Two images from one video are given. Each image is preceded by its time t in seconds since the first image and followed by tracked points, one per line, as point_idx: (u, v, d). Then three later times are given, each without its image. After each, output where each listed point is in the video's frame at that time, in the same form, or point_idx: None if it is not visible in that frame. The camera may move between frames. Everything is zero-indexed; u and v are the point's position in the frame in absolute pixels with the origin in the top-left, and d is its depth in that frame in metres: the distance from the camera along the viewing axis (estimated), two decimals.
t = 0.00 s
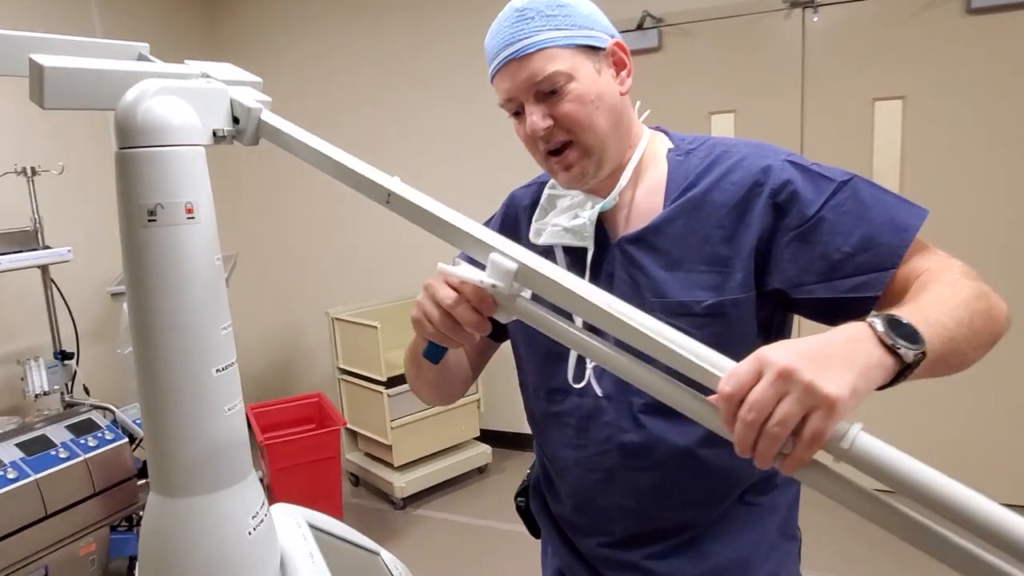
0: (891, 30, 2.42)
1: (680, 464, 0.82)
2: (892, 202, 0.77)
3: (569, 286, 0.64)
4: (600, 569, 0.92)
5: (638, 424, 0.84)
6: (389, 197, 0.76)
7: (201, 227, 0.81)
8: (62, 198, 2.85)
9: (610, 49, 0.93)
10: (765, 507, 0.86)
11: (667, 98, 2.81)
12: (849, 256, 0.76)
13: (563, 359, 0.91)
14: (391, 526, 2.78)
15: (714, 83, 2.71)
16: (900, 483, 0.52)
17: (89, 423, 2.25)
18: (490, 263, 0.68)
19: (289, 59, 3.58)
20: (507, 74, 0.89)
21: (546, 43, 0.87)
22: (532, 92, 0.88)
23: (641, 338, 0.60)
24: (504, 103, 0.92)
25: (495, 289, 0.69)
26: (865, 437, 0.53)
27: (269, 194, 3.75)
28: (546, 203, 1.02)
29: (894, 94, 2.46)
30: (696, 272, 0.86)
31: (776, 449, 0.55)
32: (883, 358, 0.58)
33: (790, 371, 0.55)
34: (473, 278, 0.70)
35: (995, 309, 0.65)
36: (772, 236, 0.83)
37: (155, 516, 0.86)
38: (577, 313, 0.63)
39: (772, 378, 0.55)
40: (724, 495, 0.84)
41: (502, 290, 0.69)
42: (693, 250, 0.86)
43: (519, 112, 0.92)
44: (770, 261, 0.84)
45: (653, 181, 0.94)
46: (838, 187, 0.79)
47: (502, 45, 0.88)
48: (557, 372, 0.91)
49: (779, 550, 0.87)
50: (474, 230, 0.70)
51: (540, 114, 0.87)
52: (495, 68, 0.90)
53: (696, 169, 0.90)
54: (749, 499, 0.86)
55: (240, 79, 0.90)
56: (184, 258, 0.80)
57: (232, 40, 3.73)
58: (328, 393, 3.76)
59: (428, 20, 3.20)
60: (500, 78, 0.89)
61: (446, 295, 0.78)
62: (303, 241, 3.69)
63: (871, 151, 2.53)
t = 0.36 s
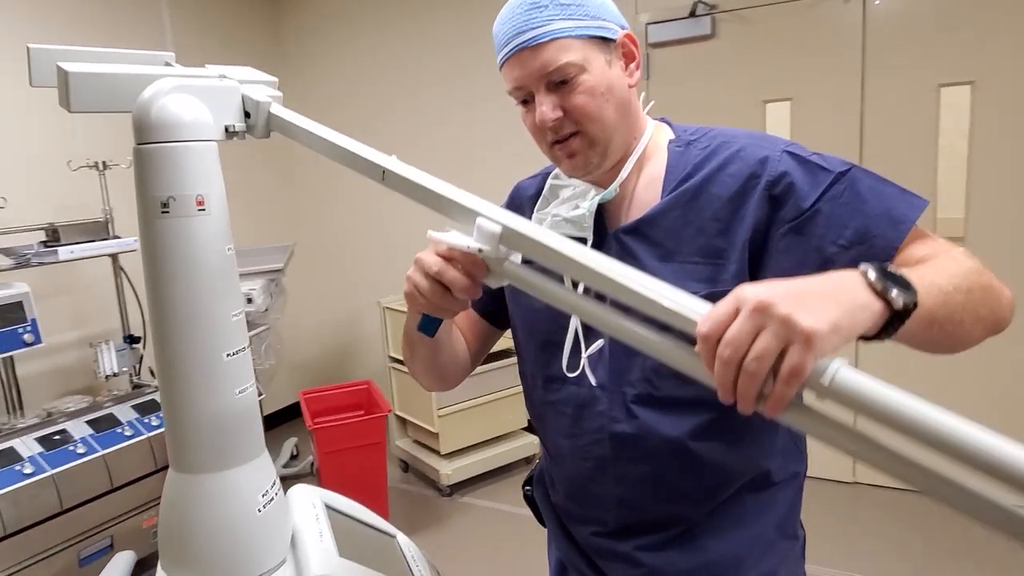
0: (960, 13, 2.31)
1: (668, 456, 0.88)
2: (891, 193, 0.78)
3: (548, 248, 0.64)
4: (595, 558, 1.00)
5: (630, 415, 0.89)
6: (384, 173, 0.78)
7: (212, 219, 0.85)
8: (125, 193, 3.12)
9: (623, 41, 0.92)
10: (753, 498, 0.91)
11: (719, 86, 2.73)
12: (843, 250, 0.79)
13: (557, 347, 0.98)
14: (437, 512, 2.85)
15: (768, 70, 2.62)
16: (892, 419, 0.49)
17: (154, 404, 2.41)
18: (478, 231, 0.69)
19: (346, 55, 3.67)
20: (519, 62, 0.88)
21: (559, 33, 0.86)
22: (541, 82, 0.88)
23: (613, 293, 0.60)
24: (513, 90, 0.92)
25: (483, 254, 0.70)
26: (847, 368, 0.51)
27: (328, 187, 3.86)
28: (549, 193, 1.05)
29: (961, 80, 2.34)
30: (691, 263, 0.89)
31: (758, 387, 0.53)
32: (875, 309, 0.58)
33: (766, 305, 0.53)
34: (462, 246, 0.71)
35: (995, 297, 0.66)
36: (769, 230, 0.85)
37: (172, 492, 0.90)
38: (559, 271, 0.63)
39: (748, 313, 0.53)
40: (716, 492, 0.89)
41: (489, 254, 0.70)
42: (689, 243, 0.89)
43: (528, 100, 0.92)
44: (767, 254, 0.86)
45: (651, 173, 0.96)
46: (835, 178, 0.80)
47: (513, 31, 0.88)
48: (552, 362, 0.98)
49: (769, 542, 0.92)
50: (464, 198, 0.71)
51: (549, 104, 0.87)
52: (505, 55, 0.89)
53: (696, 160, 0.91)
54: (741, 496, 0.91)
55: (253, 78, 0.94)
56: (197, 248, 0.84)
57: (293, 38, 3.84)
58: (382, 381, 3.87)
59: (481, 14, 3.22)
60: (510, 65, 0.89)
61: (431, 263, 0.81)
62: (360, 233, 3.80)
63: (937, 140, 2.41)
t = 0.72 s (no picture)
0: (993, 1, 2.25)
1: (690, 431, 0.90)
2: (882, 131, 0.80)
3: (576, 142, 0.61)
4: (611, 545, 1.02)
5: (648, 395, 0.92)
6: (399, 124, 0.78)
7: (224, 217, 0.88)
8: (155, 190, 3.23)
9: (620, 41, 0.96)
10: (769, 480, 0.93)
11: (743, 80, 2.70)
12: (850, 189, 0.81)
13: (572, 337, 0.99)
14: (460, 506, 2.87)
15: (793, 64, 2.59)
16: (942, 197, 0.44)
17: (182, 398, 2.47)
18: (495, 143, 0.67)
19: (372, 53, 3.71)
20: (529, 55, 0.89)
21: (568, 26, 0.88)
22: (555, 72, 0.89)
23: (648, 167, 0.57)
24: (519, 85, 0.92)
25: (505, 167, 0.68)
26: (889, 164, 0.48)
27: (353, 185, 3.91)
28: (550, 190, 1.03)
29: (993, 71, 2.28)
30: (701, 237, 0.91)
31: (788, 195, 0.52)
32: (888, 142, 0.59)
33: (798, 122, 0.55)
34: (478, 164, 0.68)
35: None
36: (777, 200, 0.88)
37: (188, 481, 0.93)
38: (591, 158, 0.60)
39: (785, 130, 0.55)
40: (734, 470, 0.91)
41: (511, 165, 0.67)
42: (699, 218, 0.92)
43: (534, 94, 0.92)
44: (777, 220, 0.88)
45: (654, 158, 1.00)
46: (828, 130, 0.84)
47: (523, 24, 0.88)
48: (565, 351, 1.00)
49: (784, 518, 0.94)
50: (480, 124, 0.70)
51: (561, 93, 0.88)
52: (512, 50, 0.90)
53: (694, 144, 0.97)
54: (758, 477, 0.93)
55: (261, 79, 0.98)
56: (210, 245, 0.87)
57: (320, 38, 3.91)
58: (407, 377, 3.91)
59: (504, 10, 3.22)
60: (519, 57, 0.90)
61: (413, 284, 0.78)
62: (385, 230, 3.84)
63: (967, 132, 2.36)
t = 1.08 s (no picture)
0: (986, 10, 2.29)
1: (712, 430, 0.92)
2: (856, 125, 0.86)
3: (581, 97, 0.63)
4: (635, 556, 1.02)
5: (668, 399, 0.93)
6: (405, 109, 0.80)
7: (230, 229, 0.89)
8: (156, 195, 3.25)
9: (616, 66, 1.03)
10: (787, 472, 0.95)
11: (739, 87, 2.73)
12: (836, 170, 0.84)
13: (587, 355, 0.99)
14: (460, 511, 2.88)
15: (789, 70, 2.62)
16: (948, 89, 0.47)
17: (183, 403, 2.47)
18: (506, 109, 0.69)
19: (371, 59, 3.73)
20: (552, 66, 0.93)
21: (584, 42, 0.94)
22: (578, 83, 0.93)
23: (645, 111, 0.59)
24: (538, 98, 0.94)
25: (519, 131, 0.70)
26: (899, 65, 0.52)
27: (352, 190, 3.92)
28: (548, 215, 1.06)
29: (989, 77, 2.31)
30: (701, 239, 0.93)
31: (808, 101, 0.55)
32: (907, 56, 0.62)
33: (814, 34, 0.58)
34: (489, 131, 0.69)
35: (1011, 146, 0.75)
36: (772, 195, 0.90)
37: (195, 490, 0.94)
38: (598, 106, 0.60)
39: (800, 43, 0.58)
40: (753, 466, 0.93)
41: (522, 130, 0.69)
42: (698, 224, 0.94)
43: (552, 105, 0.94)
44: (773, 214, 0.90)
45: (649, 176, 1.03)
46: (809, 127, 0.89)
47: (543, 39, 0.93)
48: (583, 368, 1.00)
49: (800, 505, 0.97)
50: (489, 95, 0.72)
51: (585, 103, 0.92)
52: (533, 61, 0.94)
53: (684, 157, 1.00)
54: (775, 468, 0.95)
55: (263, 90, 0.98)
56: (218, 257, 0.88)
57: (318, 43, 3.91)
58: (404, 381, 3.92)
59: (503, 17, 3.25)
60: (539, 69, 0.94)
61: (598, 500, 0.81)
62: (384, 235, 3.85)
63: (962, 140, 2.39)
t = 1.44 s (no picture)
0: (921, 25, 2.41)
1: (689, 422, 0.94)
2: (798, 125, 0.92)
3: (547, 98, 0.66)
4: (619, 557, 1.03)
5: (645, 397, 0.94)
6: (370, 112, 0.81)
7: (185, 233, 0.87)
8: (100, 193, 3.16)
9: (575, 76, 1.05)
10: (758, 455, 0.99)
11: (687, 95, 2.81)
12: (788, 167, 0.90)
13: (568, 365, 0.99)
14: (414, 514, 2.87)
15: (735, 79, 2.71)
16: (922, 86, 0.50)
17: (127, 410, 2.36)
18: (471, 110, 0.71)
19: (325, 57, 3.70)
20: (507, 81, 0.95)
21: (539, 56, 0.96)
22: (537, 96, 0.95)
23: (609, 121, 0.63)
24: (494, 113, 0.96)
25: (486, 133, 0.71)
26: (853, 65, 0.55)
27: (303, 190, 3.86)
28: (513, 228, 1.06)
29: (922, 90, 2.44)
30: (667, 242, 0.96)
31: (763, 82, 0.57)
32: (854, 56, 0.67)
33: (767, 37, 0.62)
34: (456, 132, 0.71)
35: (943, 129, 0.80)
36: (730, 197, 0.95)
37: (150, 500, 0.92)
38: (575, 110, 0.63)
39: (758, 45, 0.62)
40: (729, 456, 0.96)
41: (491, 131, 0.71)
42: (664, 227, 0.97)
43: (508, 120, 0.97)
44: (731, 213, 0.95)
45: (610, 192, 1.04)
46: (756, 129, 0.95)
47: (500, 54, 0.95)
48: (562, 377, 0.99)
49: (773, 487, 1.01)
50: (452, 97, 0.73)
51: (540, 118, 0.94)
52: (489, 77, 0.96)
53: (641, 167, 1.03)
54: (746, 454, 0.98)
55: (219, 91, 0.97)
56: (173, 262, 0.87)
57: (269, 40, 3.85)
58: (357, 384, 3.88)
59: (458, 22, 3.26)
60: (497, 82, 0.96)
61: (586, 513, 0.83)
62: (336, 236, 3.81)
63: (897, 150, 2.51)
